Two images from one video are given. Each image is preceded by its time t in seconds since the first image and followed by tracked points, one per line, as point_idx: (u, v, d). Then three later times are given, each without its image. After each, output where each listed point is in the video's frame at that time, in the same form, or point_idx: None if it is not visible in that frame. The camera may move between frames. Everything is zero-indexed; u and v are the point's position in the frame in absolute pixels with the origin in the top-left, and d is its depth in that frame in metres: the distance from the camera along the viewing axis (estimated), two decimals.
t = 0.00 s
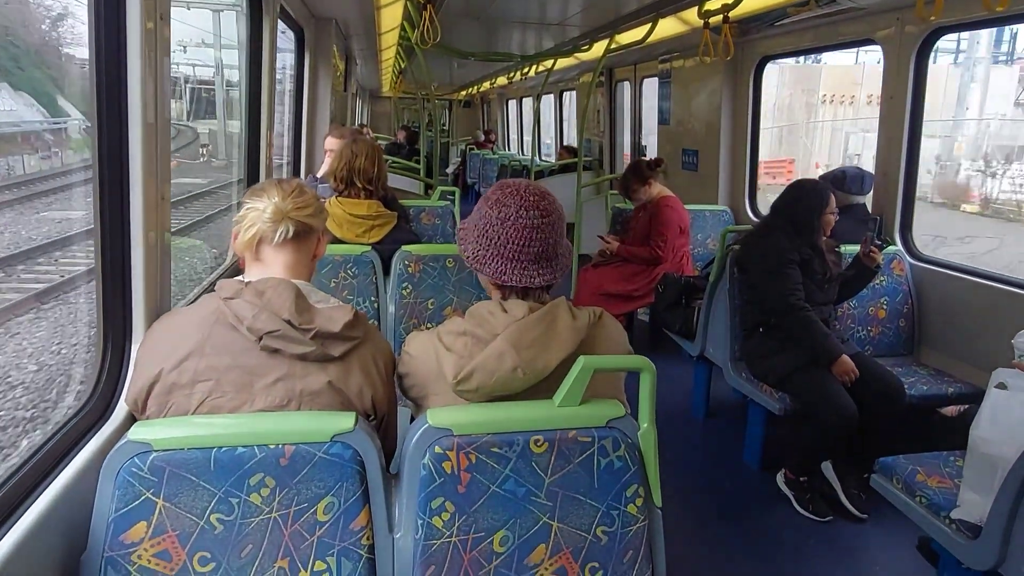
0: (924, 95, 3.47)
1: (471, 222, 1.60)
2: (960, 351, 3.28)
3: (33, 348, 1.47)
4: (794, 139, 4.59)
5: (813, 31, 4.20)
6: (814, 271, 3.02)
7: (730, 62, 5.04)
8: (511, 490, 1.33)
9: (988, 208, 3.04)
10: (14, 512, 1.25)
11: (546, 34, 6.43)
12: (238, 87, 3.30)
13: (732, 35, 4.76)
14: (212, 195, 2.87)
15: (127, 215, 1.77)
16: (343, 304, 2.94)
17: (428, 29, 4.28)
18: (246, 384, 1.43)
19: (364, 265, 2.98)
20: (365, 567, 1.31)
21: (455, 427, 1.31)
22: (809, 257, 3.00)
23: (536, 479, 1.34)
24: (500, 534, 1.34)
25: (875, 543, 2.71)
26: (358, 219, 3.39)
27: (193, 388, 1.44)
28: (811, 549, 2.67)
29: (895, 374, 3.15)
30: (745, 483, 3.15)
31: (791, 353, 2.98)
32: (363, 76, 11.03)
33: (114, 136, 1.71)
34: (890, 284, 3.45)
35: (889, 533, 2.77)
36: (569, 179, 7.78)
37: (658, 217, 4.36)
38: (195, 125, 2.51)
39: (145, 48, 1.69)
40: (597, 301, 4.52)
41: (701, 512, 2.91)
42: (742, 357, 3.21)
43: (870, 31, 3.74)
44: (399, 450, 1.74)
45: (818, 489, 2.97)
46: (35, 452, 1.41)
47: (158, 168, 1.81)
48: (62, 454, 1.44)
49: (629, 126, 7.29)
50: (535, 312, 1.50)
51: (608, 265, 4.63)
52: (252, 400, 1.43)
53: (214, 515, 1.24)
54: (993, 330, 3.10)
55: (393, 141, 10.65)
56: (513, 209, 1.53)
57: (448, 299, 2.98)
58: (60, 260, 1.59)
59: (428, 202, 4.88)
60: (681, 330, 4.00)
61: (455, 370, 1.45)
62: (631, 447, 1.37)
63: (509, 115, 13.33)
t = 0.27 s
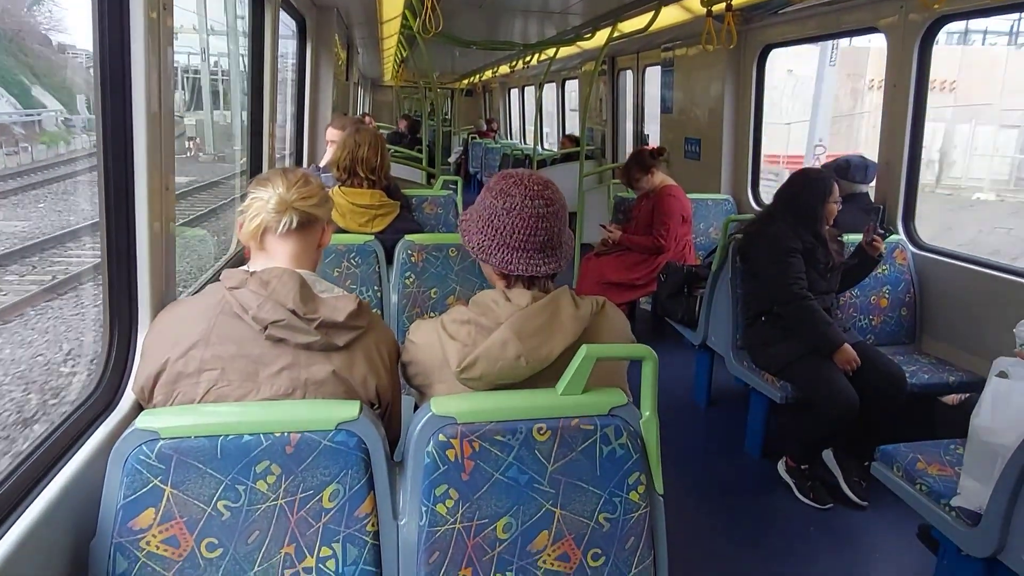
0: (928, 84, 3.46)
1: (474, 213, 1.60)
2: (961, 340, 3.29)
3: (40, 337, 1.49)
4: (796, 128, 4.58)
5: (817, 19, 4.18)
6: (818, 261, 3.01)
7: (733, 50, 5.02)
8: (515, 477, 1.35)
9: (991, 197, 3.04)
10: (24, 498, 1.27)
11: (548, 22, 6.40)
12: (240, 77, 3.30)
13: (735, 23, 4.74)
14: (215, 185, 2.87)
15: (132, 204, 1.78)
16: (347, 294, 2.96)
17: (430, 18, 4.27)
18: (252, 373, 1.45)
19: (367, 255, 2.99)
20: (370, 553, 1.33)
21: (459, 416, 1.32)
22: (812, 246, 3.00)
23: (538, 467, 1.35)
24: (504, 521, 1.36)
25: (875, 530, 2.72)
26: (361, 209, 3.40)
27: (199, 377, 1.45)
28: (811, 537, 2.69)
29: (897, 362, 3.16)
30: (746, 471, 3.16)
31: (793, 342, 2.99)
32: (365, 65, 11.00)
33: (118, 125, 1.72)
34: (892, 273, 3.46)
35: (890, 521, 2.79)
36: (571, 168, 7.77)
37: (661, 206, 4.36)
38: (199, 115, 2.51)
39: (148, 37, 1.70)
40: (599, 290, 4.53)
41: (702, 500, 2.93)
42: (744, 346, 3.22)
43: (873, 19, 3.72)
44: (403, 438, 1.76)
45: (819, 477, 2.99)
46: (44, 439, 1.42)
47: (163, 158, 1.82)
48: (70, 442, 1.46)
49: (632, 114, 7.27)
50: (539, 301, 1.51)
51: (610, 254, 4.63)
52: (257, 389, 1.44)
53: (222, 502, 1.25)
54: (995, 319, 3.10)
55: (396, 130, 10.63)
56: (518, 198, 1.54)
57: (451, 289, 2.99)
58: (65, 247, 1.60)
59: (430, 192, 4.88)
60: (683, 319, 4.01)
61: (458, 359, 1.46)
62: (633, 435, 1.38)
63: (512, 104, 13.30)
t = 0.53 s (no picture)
0: (932, 68, 3.45)
1: (478, 202, 1.61)
2: (962, 325, 3.29)
3: (47, 326, 1.50)
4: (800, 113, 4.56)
5: (821, 3, 4.16)
6: (820, 246, 3.03)
7: (737, 35, 4.99)
8: (517, 464, 1.37)
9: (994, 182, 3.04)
10: (34, 485, 1.29)
11: (551, 6, 6.37)
12: (243, 64, 3.30)
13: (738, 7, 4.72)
14: (218, 172, 2.88)
15: (136, 192, 1.79)
16: (350, 281, 2.97)
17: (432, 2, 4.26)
18: (257, 361, 1.46)
19: (370, 242, 3.01)
20: (375, 538, 1.35)
21: (462, 403, 1.34)
22: (814, 232, 3.00)
23: (540, 453, 1.37)
24: (506, 507, 1.38)
25: (875, 515, 2.75)
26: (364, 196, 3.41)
27: (205, 365, 1.47)
28: (811, 521, 2.72)
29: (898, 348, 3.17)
30: (747, 456, 3.18)
31: (795, 328, 3.00)
32: (367, 50, 10.96)
33: (121, 114, 1.73)
34: (895, 259, 3.46)
35: (889, 505, 2.81)
36: (574, 153, 7.76)
37: (664, 192, 4.36)
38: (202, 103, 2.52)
39: (150, 24, 1.70)
40: (602, 276, 4.54)
41: (704, 485, 2.95)
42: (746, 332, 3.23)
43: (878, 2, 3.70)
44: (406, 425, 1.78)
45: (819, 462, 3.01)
46: (54, 427, 1.44)
47: (166, 147, 1.83)
48: (79, 430, 1.48)
49: (635, 99, 7.25)
50: (542, 288, 1.52)
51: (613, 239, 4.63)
52: (262, 377, 1.46)
53: (228, 489, 1.27)
54: (996, 304, 3.11)
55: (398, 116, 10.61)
56: (521, 187, 1.55)
57: (454, 275, 3.00)
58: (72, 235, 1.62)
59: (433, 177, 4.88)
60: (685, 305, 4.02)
61: (461, 347, 1.47)
62: (633, 422, 1.40)
63: (514, 88, 13.25)
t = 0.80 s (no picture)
0: (937, 58, 3.44)
1: (483, 196, 1.62)
2: (966, 316, 3.30)
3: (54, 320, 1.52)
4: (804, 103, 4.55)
5: None
6: (824, 237, 3.03)
7: (741, 24, 4.98)
8: (520, 455, 1.38)
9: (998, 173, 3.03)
10: (45, 477, 1.31)
11: None
12: (246, 56, 3.30)
13: None
14: (223, 165, 2.89)
15: (142, 186, 1.81)
16: (355, 273, 2.98)
17: None
18: (263, 354, 1.48)
19: (374, 234, 3.02)
20: (380, 529, 1.37)
21: (466, 396, 1.35)
22: (818, 223, 3.00)
23: (543, 445, 1.39)
24: (510, 498, 1.39)
25: (877, 505, 2.76)
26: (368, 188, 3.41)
27: (211, 358, 1.48)
28: (814, 511, 2.73)
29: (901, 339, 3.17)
30: (750, 446, 3.20)
31: (798, 319, 3.01)
32: (370, 40, 10.93)
33: (126, 107, 1.74)
34: (898, 250, 3.46)
35: (891, 495, 2.82)
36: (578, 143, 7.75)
37: (668, 183, 4.36)
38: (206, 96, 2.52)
39: (154, 17, 1.71)
40: (605, 267, 4.54)
41: (707, 475, 2.97)
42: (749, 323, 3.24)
43: None
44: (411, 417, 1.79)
45: (821, 452, 3.02)
46: (64, 420, 1.46)
47: (171, 140, 1.84)
48: (88, 422, 1.50)
49: (639, 89, 7.23)
50: (546, 282, 1.53)
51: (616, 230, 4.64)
52: (269, 370, 1.47)
53: (236, 480, 1.29)
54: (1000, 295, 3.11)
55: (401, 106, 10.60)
56: (528, 182, 1.56)
57: (458, 267, 3.01)
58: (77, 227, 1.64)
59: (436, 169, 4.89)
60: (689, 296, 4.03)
61: (466, 340, 1.49)
62: (636, 414, 1.41)
63: (518, 78, 13.21)
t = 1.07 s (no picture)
0: (940, 52, 3.43)
1: (487, 195, 1.63)
2: (969, 310, 3.31)
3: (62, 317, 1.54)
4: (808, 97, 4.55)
5: None
6: (827, 233, 3.04)
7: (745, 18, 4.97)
8: (523, 451, 1.40)
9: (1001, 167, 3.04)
10: (56, 472, 1.33)
11: None
12: (250, 52, 3.31)
13: None
14: (227, 161, 2.90)
15: (149, 183, 1.82)
16: (358, 269, 2.99)
17: None
18: (268, 351, 1.49)
19: (378, 229, 3.02)
20: (385, 523, 1.38)
21: (469, 392, 1.37)
22: (821, 217, 3.01)
23: (546, 441, 1.40)
24: (513, 493, 1.41)
25: (878, 498, 2.78)
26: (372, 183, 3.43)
27: (218, 355, 1.50)
28: (815, 504, 2.75)
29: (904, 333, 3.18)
30: (752, 440, 3.21)
31: (800, 313, 3.02)
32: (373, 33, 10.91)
33: (133, 103, 1.76)
34: (901, 244, 3.47)
35: (893, 488, 2.84)
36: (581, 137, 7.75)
37: (671, 177, 4.37)
38: (210, 93, 2.54)
39: (160, 15, 1.72)
40: (608, 262, 4.55)
41: (709, 469, 2.99)
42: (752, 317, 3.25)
43: None
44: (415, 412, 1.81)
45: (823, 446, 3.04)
46: (73, 416, 1.48)
47: (177, 136, 1.86)
48: (97, 418, 1.52)
49: (642, 82, 7.22)
50: (549, 280, 1.54)
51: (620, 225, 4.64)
52: (274, 367, 1.49)
53: (243, 475, 1.31)
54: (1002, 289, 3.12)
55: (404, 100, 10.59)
56: (532, 182, 1.57)
57: (462, 263, 3.03)
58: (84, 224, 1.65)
59: (440, 164, 4.89)
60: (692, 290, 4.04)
61: (469, 336, 1.50)
62: (637, 410, 1.42)
63: (521, 71, 13.19)
